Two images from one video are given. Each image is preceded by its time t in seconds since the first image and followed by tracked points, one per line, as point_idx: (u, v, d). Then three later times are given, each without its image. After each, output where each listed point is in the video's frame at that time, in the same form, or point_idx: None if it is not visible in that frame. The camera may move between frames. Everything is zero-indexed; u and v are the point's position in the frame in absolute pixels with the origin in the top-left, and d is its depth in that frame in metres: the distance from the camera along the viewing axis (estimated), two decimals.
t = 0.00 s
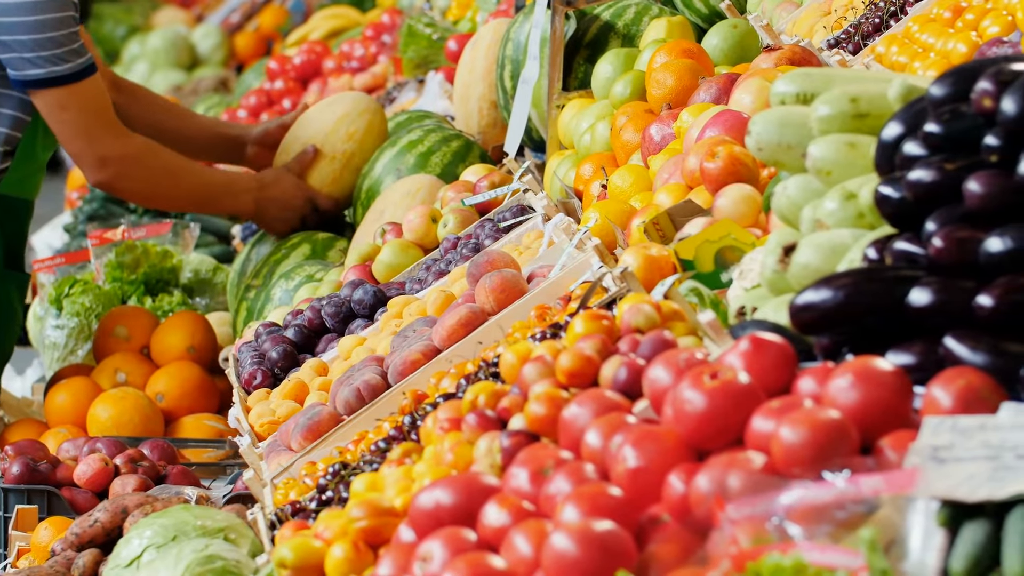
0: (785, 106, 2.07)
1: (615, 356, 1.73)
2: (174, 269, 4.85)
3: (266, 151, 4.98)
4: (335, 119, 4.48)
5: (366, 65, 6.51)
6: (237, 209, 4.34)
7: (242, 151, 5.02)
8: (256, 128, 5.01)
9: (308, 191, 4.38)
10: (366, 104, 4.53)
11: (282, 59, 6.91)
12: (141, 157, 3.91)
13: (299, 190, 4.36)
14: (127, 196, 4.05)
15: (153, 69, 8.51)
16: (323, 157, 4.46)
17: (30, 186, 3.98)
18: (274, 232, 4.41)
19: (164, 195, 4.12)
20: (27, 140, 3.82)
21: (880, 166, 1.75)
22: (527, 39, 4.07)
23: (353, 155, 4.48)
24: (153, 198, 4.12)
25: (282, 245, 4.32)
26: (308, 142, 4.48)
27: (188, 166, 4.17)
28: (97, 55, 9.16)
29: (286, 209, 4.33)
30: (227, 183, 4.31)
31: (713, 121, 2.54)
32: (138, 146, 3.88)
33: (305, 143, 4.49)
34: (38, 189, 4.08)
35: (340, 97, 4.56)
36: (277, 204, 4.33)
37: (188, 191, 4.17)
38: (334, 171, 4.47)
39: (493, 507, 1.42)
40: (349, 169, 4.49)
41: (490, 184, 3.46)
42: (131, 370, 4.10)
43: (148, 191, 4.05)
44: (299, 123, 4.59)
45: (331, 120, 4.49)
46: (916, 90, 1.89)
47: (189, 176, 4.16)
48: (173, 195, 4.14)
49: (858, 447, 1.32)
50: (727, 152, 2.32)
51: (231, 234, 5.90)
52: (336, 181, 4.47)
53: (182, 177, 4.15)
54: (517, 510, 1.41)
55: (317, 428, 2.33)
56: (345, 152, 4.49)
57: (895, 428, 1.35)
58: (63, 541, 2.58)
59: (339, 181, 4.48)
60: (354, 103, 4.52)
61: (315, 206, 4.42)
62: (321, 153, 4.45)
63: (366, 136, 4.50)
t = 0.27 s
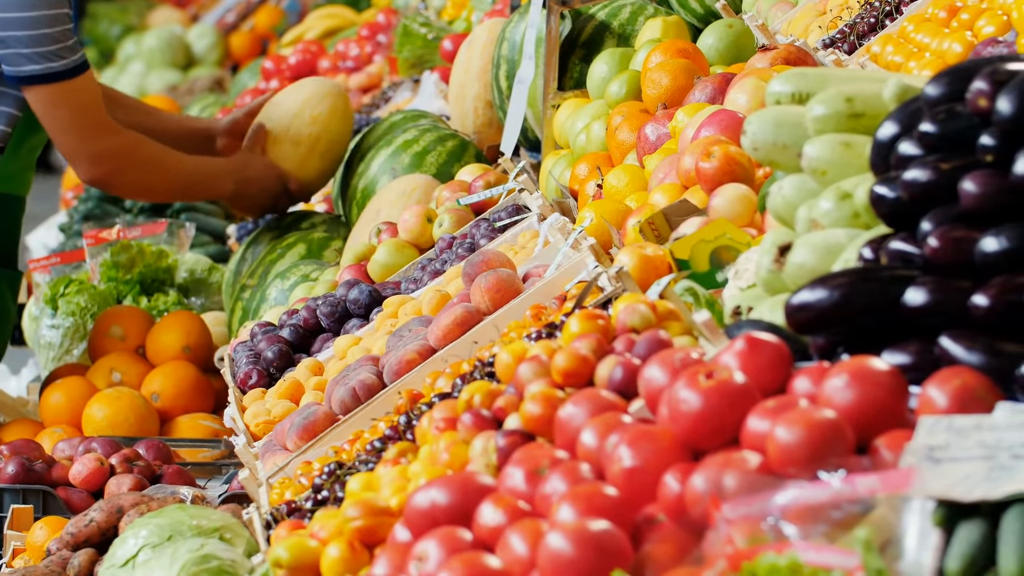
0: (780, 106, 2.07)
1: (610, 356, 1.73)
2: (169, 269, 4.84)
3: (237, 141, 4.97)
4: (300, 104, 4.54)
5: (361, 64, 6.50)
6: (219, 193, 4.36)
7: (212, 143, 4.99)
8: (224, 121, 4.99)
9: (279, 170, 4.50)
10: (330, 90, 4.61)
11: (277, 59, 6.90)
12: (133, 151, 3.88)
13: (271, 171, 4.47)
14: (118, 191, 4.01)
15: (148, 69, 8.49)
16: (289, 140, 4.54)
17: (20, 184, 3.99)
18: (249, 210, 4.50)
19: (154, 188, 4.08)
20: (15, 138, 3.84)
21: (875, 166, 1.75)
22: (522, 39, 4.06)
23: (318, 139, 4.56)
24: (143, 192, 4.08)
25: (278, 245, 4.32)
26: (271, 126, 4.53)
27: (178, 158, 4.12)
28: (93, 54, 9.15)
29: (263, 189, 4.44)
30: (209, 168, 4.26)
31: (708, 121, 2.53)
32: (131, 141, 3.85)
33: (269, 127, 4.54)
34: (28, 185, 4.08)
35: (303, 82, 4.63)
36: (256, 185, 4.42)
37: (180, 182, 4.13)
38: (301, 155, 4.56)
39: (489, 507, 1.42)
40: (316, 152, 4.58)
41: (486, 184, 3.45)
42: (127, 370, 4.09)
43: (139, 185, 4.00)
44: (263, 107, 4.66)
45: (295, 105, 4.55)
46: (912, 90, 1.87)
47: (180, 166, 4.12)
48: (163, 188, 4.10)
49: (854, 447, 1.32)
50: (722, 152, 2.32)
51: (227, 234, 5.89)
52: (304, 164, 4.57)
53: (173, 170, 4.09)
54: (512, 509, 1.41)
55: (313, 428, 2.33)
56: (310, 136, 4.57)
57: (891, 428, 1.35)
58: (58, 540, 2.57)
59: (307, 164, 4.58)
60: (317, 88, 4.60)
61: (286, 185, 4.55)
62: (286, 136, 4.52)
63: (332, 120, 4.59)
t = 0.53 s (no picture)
0: (779, 105, 2.06)
1: (609, 355, 1.73)
2: (167, 268, 4.84)
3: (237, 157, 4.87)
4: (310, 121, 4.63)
5: (359, 63, 6.50)
6: (234, 187, 4.30)
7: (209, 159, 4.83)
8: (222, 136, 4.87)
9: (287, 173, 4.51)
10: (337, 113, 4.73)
11: (275, 58, 6.90)
12: (155, 136, 3.88)
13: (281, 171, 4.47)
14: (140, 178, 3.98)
15: (147, 68, 8.48)
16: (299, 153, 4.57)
17: (14, 180, 3.97)
18: (257, 212, 4.45)
19: (175, 174, 4.06)
20: (12, 136, 3.80)
21: (874, 165, 1.75)
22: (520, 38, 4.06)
23: (327, 155, 4.64)
24: (163, 178, 4.05)
25: (276, 244, 4.32)
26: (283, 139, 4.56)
27: (196, 145, 4.12)
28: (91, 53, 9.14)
29: (274, 188, 4.42)
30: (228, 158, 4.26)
31: (707, 120, 2.53)
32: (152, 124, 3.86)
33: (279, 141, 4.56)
34: (20, 181, 4.05)
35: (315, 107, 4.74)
36: (268, 182, 4.40)
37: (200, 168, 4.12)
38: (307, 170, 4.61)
39: (488, 506, 1.42)
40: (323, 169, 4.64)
41: (484, 183, 3.45)
42: (126, 369, 4.09)
43: (161, 170, 3.99)
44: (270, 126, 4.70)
45: (307, 123, 4.63)
46: (910, 88, 1.87)
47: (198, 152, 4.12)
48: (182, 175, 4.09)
49: (852, 446, 1.32)
50: (721, 151, 2.32)
51: (225, 233, 5.89)
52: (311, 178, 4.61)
53: (194, 157, 4.10)
54: (511, 508, 1.41)
55: (311, 427, 2.33)
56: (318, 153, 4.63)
57: (890, 427, 1.35)
58: (56, 540, 2.57)
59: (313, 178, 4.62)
60: (329, 114, 4.72)
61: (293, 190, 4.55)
62: (297, 148, 4.56)
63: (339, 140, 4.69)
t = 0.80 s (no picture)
0: (780, 104, 2.06)
1: (610, 353, 1.73)
2: (168, 267, 4.84)
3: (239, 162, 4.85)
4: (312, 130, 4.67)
5: (360, 62, 6.50)
6: (226, 189, 4.38)
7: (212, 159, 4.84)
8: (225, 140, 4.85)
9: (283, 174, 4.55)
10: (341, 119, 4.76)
11: (276, 57, 6.90)
12: (148, 132, 3.95)
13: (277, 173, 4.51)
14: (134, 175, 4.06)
15: (147, 67, 8.47)
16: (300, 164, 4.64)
17: (15, 176, 3.99)
18: (252, 216, 4.50)
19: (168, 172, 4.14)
20: (11, 132, 3.83)
21: (875, 163, 1.75)
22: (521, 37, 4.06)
23: (327, 164, 4.68)
24: (156, 176, 4.14)
25: (277, 242, 4.33)
26: (284, 148, 4.62)
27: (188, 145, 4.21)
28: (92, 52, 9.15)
29: (269, 190, 4.46)
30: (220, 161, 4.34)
31: (708, 119, 2.53)
32: (147, 121, 3.94)
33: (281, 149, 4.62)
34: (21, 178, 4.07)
35: (316, 112, 4.76)
36: (262, 184, 4.45)
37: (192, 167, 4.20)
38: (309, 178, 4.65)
39: (489, 504, 1.42)
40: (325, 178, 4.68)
41: (485, 182, 3.45)
42: (126, 367, 4.10)
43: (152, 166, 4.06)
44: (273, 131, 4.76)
45: (308, 131, 4.67)
46: (911, 87, 1.88)
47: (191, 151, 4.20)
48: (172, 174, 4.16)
49: (853, 445, 1.32)
50: (722, 150, 2.32)
51: (226, 232, 5.89)
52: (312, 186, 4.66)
53: (185, 155, 4.18)
54: (512, 507, 1.41)
55: (312, 426, 2.33)
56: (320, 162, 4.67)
57: (891, 425, 1.35)
58: (57, 538, 2.57)
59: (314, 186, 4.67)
60: (329, 119, 4.74)
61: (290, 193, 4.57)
62: (297, 158, 4.62)
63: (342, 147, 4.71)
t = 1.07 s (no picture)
0: (783, 101, 2.06)
1: (613, 350, 1.73)
2: (171, 264, 4.84)
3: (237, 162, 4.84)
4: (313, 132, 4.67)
5: (363, 59, 6.50)
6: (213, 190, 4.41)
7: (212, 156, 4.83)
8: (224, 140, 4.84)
9: (276, 175, 4.55)
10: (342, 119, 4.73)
11: (279, 54, 6.90)
12: (134, 131, 3.96)
13: (268, 174, 4.51)
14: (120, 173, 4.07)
15: (150, 64, 8.47)
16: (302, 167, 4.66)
17: (15, 173, 3.99)
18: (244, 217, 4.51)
19: (154, 172, 4.16)
20: (7, 130, 3.80)
21: (878, 160, 1.75)
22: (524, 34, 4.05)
23: (330, 166, 4.69)
24: (141, 174, 4.16)
25: (280, 239, 4.33)
26: (285, 151, 4.63)
27: (174, 145, 4.22)
28: (95, 49, 9.16)
29: (259, 192, 4.46)
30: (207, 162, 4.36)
31: (711, 115, 2.53)
32: (133, 119, 3.96)
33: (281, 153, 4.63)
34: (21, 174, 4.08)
35: (316, 111, 4.75)
36: (251, 185, 4.45)
37: (177, 168, 4.22)
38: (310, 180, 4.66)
39: (492, 501, 1.42)
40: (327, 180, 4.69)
41: (488, 178, 3.45)
42: (129, 364, 4.11)
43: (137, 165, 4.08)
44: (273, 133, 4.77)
45: (308, 134, 4.66)
46: (914, 84, 1.87)
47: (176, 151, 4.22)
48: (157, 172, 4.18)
49: (857, 442, 1.32)
50: (725, 147, 2.32)
51: (229, 229, 5.90)
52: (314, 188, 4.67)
53: (170, 156, 4.19)
54: (515, 504, 1.41)
55: (315, 423, 2.33)
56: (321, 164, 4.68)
57: (894, 422, 1.35)
58: (60, 535, 2.58)
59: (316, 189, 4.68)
60: (329, 118, 4.72)
61: (283, 194, 4.56)
62: (298, 161, 4.64)
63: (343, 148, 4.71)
